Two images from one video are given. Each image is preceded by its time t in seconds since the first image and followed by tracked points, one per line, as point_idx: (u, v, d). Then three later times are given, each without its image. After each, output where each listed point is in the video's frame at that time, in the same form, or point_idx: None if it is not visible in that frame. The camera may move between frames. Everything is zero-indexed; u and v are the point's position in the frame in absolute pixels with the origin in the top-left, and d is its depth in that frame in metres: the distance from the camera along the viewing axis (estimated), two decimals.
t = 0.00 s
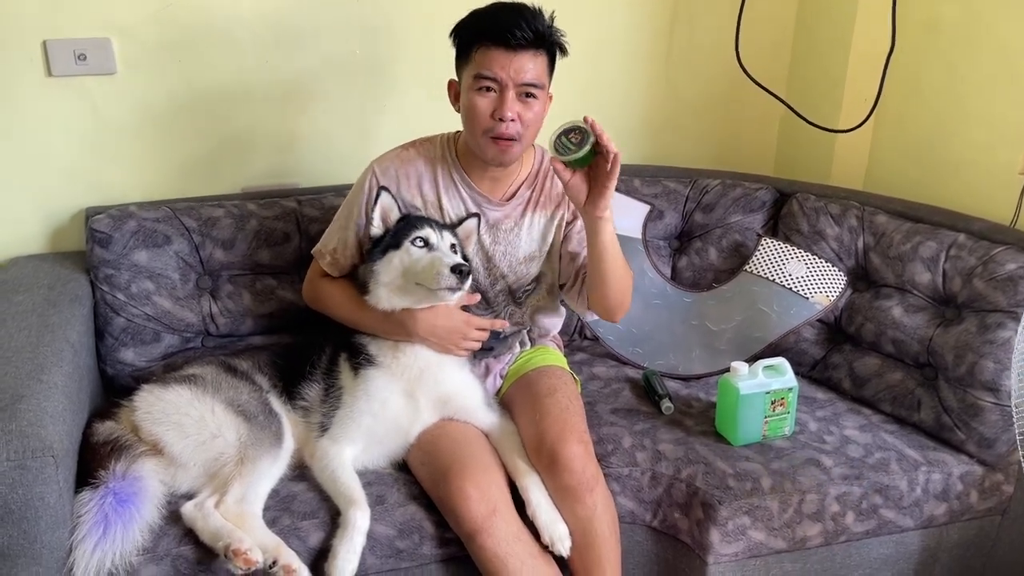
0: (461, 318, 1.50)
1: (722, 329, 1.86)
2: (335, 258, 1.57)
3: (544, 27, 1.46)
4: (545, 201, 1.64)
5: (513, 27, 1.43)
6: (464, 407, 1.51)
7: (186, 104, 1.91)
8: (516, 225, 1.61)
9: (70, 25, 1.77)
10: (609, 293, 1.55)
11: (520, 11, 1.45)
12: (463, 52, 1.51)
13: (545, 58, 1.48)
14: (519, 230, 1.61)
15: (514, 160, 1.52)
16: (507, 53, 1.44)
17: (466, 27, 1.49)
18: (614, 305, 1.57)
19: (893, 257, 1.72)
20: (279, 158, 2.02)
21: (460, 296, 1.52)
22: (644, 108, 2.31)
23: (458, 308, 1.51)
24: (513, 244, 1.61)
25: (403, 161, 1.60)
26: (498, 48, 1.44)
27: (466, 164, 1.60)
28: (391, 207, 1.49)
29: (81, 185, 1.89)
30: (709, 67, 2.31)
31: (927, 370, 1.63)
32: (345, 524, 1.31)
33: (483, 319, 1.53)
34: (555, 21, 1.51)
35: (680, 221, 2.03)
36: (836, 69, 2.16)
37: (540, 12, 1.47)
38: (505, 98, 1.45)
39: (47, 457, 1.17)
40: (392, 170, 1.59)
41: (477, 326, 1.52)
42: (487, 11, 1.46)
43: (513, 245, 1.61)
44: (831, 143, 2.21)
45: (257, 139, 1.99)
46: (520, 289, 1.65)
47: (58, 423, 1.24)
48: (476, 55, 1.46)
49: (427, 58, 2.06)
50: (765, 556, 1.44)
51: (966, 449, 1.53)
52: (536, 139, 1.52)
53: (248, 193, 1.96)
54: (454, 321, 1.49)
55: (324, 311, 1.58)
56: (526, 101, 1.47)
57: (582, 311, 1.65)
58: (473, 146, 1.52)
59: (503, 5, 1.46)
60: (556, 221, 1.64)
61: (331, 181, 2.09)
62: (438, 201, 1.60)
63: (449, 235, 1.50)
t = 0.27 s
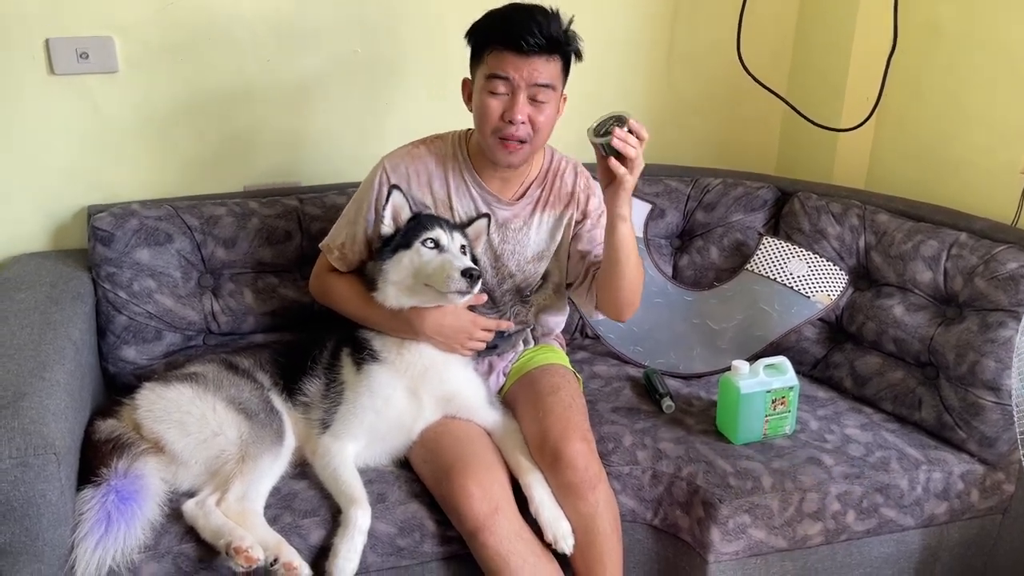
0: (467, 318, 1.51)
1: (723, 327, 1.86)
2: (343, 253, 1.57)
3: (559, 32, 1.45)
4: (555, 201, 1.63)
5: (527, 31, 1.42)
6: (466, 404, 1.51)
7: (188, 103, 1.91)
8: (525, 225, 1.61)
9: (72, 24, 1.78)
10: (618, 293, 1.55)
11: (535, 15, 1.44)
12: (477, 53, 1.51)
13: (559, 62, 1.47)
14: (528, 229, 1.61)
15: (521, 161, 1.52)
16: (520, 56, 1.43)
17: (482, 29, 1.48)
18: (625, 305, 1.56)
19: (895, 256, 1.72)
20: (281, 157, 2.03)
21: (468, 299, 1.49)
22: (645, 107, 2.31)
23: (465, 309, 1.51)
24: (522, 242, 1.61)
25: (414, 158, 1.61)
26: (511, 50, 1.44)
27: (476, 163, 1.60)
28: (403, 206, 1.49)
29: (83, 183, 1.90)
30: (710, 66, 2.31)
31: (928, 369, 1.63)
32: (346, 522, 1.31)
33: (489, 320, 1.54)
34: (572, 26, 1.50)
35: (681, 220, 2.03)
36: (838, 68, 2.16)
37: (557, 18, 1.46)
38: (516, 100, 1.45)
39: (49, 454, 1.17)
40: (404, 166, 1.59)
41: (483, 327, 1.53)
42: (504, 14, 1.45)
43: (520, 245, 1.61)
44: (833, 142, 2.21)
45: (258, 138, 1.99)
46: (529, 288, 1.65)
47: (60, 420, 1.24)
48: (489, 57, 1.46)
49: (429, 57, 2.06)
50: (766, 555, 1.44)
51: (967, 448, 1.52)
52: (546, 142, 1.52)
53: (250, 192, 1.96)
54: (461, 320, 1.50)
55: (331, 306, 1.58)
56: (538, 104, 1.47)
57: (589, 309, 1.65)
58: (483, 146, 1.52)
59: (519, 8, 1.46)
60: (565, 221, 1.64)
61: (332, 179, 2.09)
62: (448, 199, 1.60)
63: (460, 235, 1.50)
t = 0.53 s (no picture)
0: (468, 317, 1.51)
1: (724, 326, 1.86)
2: (344, 252, 1.57)
3: (541, 13, 1.47)
4: (554, 198, 1.63)
5: (510, 13, 1.44)
6: (468, 404, 1.51)
7: (189, 101, 1.91)
8: (524, 223, 1.61)
9: (74, 22, 1.78)
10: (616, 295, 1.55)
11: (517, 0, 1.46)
12: (464, 48, 1.53)
13: (545, 43, 1.49)
14: (528, 228, 1.61)
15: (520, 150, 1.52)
16: (506, 39, 1.45)
17: (464, 24, 1.51)
18: (622, 307, 1.57)
19: (896, 255, 1.72)
20: (282, 156, 2.03)
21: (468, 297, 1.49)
22: (646, 106, 2.30)
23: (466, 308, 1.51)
24: (521, 241, 1.61)
25: (413, 156, 1.61)
26: (496, 34, 1.45)
27: (475, 160, 1.60)
28: (403, 206, 1.49)
29: (84, 182, 1.90)
30: (711, 65, 2.31)
31: (929, 368, 1.63)
32: (347, 520, 1.31)
33: (490, 319, 1.54)
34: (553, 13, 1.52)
35: (682, 219, 2.03)
36: (839, 67, 2.16)
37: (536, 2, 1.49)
38: (506, 84, 1.45)
39: (50, 452, 1.17)
40: (403, 165, 1.60)
41: (484, 325, 1.52)
42: (483, 5, 1.49)
43: (520, 242, 1.61)
44: (835, 141, 2.21)
45: (260, 137, 1.99)
46: (529, 288, 1.65)
47: (61, 418, 1.24)
48: (476, 47, 1.48)
49: (430, 56, 2.06)
50: (766, 553, 1.44)
51: (967, 447, 1.53)
52: (541, 128, 1.51)
53: (251, 190, 1.96)
54: (462, 318, 1.50)
55: (334, 305, 1.58)
56: (528, 87, 1.47)
57: (588, 309, 1.66)
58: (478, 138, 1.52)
59: None
60: (565, 220, 1.64)
61: (333, 178, 2.09)
62: (448, 197, 1.60)
63: (460, 236, 1.49)
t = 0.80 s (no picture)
0: (461, 312, 1.51)
1: (726, 326, 1.86)
2: (338, 256, 1.57)
3: (529, 17, 1.47)
4: (543, 191, 1.63)
5: (498, 18, 1.44)
6: (468, 402, 1.51)
7: (191, 100, 1.91)
8: (515, 218, 1.61)
9: (76, 22, 1.78)
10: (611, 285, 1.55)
11: (505, 4, 1.46)
12: (450, 50, 1.52)
13: (532, 47, 1.49)
14: (519, 222, 1.61)
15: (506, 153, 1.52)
16: (494, 44, 1.45)
17: (451, 26, 1.51)
18: (617, 296, 1.58)
19: (897, 254, 1.71)
20: (284, 154, 2.03)
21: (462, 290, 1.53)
22: (648, 105, 2.30)
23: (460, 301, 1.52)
24: (513, 236, 1.62)
25: (399, 157, 1.61)
26: (483, 39, 1.45)
27: (462, 159, 1.60)
28: (391, 202, 1.50)
29: (86, 181, 1.90)
30: (713, 64, 2.31)
31: (931, 367, 1.63)
32: (348, 518, 1.31)
33: (484, 314, 1.54)
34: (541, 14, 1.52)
35: (684, 218, 2.02)
36: (841, 66, 2.15)
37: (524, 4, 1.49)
38: (494, 90, 1.45)
39: (53, 450, 1.18)
40: (389, 167, 1.60)
41: (477, 320, 1.52)
42: (469, 6, 1.48)
43: (513, 236, 1.61)
44: (837, 140, 2.21)
45: (262, 136, 1.99)
46: (523, 279, 1.65)
47: (64, 417, 1.24)
48: (464, 50, 1.48)
49: (432, 54, 2.06)
50: (768, 552, 1.44)
51: (969, 447, 1.52)
52: (528, 132, 1.52)
53: (252, 189, 1.97)
54: (454, 314, 1.50)
55: (330, 308, 1.58)
56: (515, 92, 1.48)
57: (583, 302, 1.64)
58: (466, 142, 1.52)
59: None
60: (554, 213, 1.64)
61: (335, 177, 2.09)
62: (436, 196, 1.60)
63: (449, 230, 1.51)
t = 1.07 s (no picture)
0: (449, 313, 1.50)
1: (728, 326, 1.86)
2: (330, 262, 1.57)
3: (519, 17, 1.48)
4: (532, 193, 1.63)
5: (492, 17, 1.45)
6: (468, 401, 1.51)
7: (194, 99, 1.91)
8: (504, 220, 1.61)
9: (79, 21, 1.78)
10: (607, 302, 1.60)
11: (496, 3, 1.47)
12: (437, 51, 1.51)
13: (522, 48, 1.50)
14: (508, 224, 1.61)
15: (499, 154, 1.52)
16: (488, 44, 1.45)
17: (439, 26, 1.50)
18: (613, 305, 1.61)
19: (900, 254, 1.71)
20: (286, 153, 2.03)
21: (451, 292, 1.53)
22: (651, 104, 2.30)
23: (448, 302, 1.52)
24: (504, 238, 1.61)
25: (387, 162, 1.62)
26: (478, 39, 1.45)
27: (449, 162, 1.60)
28: (375, 204, 1.51)
29: (88, 180, 1.90)
30: (715, 63, 2.30)
31: (934, 367, 1.63)
32: (351, 517, 1.31)
33: (475, 315, 1.52)
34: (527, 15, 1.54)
35: (686, 217, 2.02)
36: (845, 65, 2.15)
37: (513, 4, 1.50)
38: (490, 90, 1.45)
39: (55, 449, 1.18)
40: (376, 172, 1.60)
41: (468, 321, 1.51)
42: (456, 7, 1.48)
43: (503, 238, 1.61)
44: (840, 139, 2.20)
45: (264, 135, 1.99)
46: (512, 281, 1.64)
47: (66, 416, 1.25)
48: (455, 50, 1.47)
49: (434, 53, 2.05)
50: (770, 552, 1.44)
51: (972, 447, 1.52)
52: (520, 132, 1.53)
53: (254, 188, 1.96)
54: (442, 317, 1.49)
55: (326, 315, 1.60)
56: (509, 92, 1.48)
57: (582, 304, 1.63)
58: (458, 142, 1.52)
59: None
60: (546, 215, 1.63)
61: (337, 176, 2.09)
62: (425, 199, 1.60)
63: (435, 230, 1.51)
